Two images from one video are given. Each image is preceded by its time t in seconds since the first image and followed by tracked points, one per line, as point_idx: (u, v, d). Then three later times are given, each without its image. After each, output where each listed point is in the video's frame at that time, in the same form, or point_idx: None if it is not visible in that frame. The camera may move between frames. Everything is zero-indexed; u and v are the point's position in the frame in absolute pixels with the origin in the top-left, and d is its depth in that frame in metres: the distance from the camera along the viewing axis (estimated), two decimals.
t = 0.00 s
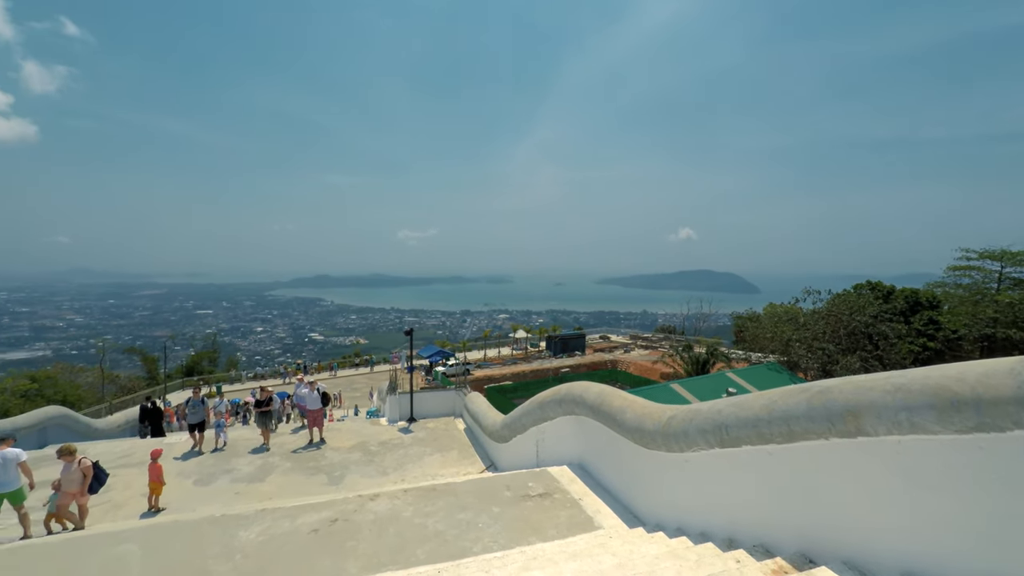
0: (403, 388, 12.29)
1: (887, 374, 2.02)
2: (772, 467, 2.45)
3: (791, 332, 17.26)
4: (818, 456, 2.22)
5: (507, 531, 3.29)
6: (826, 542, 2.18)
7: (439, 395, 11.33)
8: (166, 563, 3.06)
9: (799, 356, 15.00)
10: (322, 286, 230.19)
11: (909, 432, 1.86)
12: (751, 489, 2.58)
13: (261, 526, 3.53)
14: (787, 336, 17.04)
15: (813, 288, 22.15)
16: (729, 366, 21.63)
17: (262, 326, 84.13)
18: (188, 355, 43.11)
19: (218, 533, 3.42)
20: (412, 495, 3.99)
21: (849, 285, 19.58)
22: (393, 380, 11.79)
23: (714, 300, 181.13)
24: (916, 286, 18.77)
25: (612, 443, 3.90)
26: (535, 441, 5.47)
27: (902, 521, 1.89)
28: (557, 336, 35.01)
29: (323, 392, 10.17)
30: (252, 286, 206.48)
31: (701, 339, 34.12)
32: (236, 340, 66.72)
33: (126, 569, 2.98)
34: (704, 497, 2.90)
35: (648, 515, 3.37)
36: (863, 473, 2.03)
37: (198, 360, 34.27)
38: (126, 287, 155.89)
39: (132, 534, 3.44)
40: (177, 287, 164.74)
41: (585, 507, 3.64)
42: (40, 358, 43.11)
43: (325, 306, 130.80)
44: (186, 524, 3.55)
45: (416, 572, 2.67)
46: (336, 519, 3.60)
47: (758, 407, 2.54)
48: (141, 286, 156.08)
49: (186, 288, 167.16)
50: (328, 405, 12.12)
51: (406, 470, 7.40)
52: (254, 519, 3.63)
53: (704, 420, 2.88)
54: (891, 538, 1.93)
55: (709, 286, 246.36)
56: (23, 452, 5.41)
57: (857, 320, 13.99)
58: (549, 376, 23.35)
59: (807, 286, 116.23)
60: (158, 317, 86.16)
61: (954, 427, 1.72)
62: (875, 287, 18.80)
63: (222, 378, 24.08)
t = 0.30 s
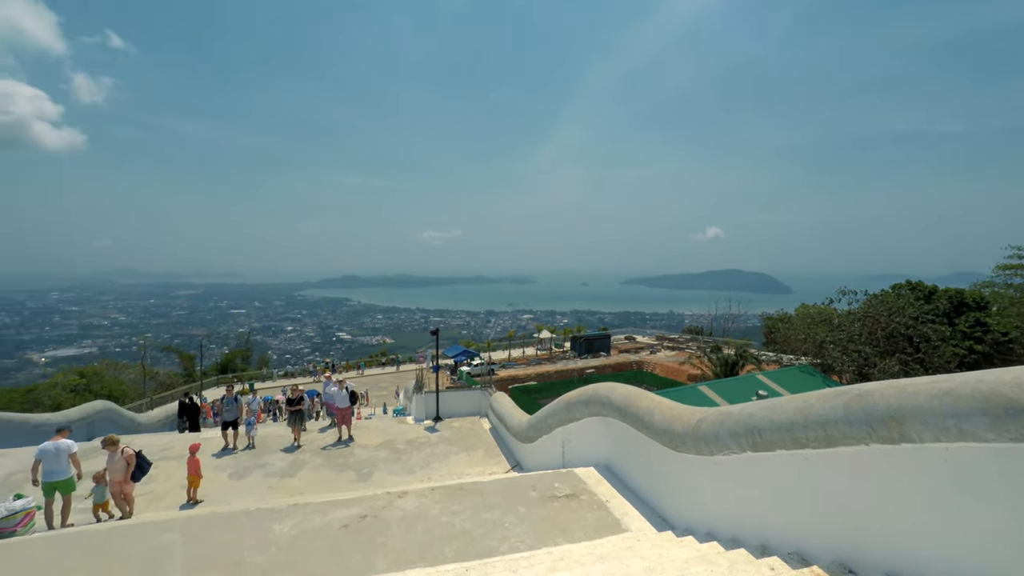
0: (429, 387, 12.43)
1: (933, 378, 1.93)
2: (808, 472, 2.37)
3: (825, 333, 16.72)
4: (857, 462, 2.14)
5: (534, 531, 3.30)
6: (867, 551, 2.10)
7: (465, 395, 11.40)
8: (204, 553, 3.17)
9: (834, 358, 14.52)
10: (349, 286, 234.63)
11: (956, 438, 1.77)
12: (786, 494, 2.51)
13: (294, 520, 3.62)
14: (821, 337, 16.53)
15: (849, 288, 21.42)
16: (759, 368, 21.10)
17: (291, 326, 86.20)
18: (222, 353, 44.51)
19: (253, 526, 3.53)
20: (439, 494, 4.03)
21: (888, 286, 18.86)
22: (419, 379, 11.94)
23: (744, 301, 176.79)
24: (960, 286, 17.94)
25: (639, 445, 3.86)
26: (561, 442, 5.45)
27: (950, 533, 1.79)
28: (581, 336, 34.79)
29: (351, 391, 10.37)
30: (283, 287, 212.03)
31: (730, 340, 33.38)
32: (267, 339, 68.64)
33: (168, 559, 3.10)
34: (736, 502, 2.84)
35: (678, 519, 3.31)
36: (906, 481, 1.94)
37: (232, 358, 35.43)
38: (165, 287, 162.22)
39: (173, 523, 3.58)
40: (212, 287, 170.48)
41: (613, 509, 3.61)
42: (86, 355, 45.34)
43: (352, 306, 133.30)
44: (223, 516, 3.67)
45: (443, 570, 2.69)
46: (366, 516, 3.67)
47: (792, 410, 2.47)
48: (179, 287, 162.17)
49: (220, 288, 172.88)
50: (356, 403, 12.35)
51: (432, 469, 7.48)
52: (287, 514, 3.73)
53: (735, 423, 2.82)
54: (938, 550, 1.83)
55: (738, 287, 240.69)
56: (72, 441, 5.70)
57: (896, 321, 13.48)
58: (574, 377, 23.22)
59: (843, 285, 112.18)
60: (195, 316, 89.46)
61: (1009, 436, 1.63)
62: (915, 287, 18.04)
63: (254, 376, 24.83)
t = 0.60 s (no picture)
0: (457, 387, 12.54)
1: (989, 384, 1.83)
2: (851, 479, 2.29)
3: (865, 335, 16.09)
4: (903, 471, 2.04)
5: (563, 532, 3.29)
6: (913, 563, 2.00)
7: (492, 395, 11.44)
8: (244, 544, 3.29)
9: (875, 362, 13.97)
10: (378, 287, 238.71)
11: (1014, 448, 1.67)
12: (826, 501, 2.42)
13: (328, 514, 3.72)
14: (861, 340, 15.91)
15: (890, 288, 20.56)
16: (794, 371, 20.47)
17: (322, 325, 88.30)
18: (257, 351, 45.94)
19: (289, 520, 3.63)
20: (468, 492, 4.06)
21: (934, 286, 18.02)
22: (447, 379, 12.05)
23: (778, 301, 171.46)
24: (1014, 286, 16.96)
25: (670, 447, 3.80)
26: (590, 443, 5.41)
27: (1006, 548, 1.69)
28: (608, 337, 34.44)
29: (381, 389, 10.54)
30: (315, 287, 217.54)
31: (763, 342, 32.48)
32: (299, 338, 70.55)
33: (210, 549, 3.22)
34: (773, 508, 2.75)
35: (711, 524, 3.24)
36: (957, 490, 1.85)
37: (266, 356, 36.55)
38: (204, 288, 168.64)
39: (214, 515, 3.72)
40: (247, 288, 176.22)
41: (643, 512, 3.56)
42: (132, 352, 47.65)
43: (381, 307, 135.63)
44: (261, 509, 3.80)
45: (473, 568, 2.72)
46: (397, 512, 3.73)
47: (833, 414, 2.39)
48: (217, 286, 168.24)
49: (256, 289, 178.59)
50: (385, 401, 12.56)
51: (460, 468, 7.55)
52: (322, 508, 3.83)
53: (772, 426, 2.74)
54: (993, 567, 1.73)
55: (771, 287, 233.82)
56: (119, 433, 5.91)
57: (943, 324, 12.86)
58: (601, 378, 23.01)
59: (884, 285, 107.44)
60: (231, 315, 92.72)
61: None
62: (964, 288, 17.16)
63: (288, 374, 25.54)
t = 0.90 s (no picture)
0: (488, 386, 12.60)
1: None
2: (904, 489, 2.17)
3: (916, 338, 15.27)
4: (964, 483, 1.93)
5: (597, 534, 3.26)
6: None
7: (523, 395, 11.43)
8: (286, 535, 3.40)
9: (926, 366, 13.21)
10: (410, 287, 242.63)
11: None
12: (876, 512, 2.31)
13: (365, 509, 3.81)
14: (911, 343, 15.10)
15: (944, 289, 19.45)
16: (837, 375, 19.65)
17: (356, 325, 90.35)
18: (294, 349, 47.44)
19: (328, 513, 3.74)
20: (502, 491, 4.07)
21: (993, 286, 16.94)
22: (478, 378, 12.13)
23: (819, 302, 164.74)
24: None
25: (707, 450, 3.72)
26: (622, 445, 5.35)
27: None
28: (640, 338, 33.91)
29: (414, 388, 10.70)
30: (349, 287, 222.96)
31: (803, 344, 31.30)
32: (334, 337, 72.40)
33: (254, 538, 3.35)
34: (818, 517, 2.65)
35: (750, 530, 3.14)
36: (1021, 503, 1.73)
37: (303, 354, 37.72)
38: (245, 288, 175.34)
39: (258, 505, 3.87)
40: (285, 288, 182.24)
41: (678, 516, 3.49)
42: (179, 349, 50.03)
43: (412, 307, 137.70)
44: (301, 502, 3.92)
45: (507, 568, 2.72)
46: (431, 509, 3.78)
47: (883, 420, 2.28)
48: (257, 287, 174.68)
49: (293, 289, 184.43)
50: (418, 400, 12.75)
51: (491, 467, 7.58)
52: (359, 503, 3.92)
53: (817, 431, 2.64)
54: None
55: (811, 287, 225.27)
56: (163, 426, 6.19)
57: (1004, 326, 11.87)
58: (632, 380, 22.66)
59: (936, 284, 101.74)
60: (270, 314, 96.11)
61: None
62: None
63: (324, 372, 26.26)
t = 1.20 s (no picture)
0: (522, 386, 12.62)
1: None
2: (967, 502, 2.04)
3: (978, 342, 14.29)
4: None
5: (634, 537, 3.22)
6: None
7: (557, 395, 11.37)
8: (328, 527, 3.51)
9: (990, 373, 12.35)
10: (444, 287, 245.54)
11: None
12: (936, 526, 2.17)
13: (403, 505, 3.88)
14: (972, 347, 14.15)
15: (1011, 290, 18.11)
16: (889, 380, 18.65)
17: (392, 324, 92.15)
18: (333, 348, 48.81)
19: (368, 508, 3.83)
20: (537, 491, 4.07)
21: None
22: (512, 378, 12.16)
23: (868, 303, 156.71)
24: None
25: (749, 456, 3.60)
26: (659, 449, 5.24)
27: None
28: (676, 339, 33.17)
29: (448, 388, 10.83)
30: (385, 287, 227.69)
31: (851, 347, 29.83)
32: (371, 336, 74.07)
33: (297, 530, 3.47)
34: (869, 528, 2.52)
35: (795, 540, 3.02)
36: None
37: (341, 353, 38.79)
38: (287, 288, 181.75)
39: (302, 498, 4.01)
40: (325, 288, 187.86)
41: (718, 522, 3.39)
42: (225, 346, 52.42)
43: (447, 307, 139.32)
44: (342, 496, 4.04)
45: (542, 569, 2.72)
46: (467, 507, 3.82)
47: (944, 429, 2.15)
48: (298, 287, 180.84)
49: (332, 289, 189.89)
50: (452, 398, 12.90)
51: (525, 467, 7.59)
52: (397, 499, 4.00)
53: (869, 439, 2.52)
54: None
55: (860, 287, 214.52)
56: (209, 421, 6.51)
57: None
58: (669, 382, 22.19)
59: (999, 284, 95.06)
60: (310, 313, 99.31)
61: None
62: None
63: (361, 370, 26.90)
